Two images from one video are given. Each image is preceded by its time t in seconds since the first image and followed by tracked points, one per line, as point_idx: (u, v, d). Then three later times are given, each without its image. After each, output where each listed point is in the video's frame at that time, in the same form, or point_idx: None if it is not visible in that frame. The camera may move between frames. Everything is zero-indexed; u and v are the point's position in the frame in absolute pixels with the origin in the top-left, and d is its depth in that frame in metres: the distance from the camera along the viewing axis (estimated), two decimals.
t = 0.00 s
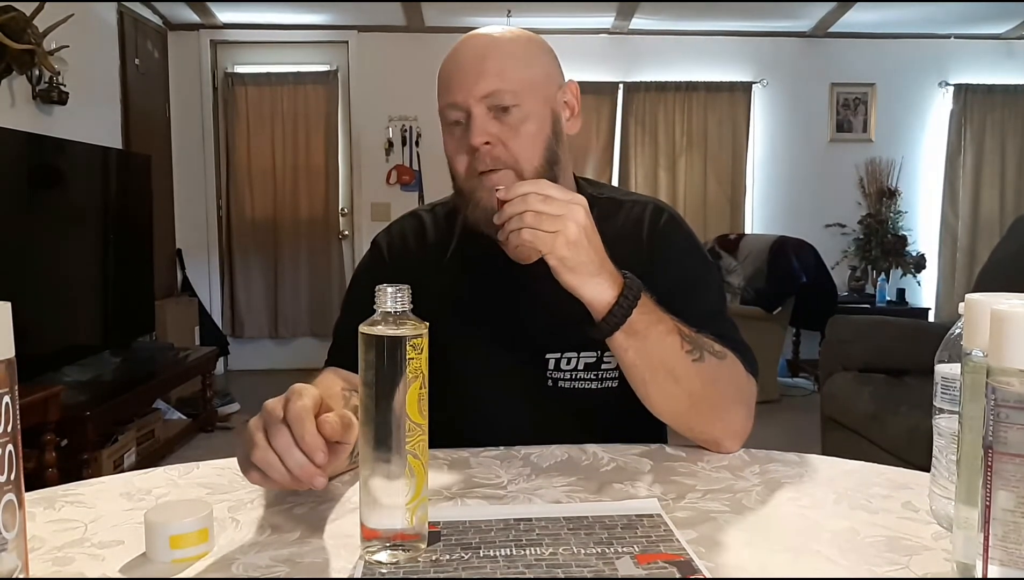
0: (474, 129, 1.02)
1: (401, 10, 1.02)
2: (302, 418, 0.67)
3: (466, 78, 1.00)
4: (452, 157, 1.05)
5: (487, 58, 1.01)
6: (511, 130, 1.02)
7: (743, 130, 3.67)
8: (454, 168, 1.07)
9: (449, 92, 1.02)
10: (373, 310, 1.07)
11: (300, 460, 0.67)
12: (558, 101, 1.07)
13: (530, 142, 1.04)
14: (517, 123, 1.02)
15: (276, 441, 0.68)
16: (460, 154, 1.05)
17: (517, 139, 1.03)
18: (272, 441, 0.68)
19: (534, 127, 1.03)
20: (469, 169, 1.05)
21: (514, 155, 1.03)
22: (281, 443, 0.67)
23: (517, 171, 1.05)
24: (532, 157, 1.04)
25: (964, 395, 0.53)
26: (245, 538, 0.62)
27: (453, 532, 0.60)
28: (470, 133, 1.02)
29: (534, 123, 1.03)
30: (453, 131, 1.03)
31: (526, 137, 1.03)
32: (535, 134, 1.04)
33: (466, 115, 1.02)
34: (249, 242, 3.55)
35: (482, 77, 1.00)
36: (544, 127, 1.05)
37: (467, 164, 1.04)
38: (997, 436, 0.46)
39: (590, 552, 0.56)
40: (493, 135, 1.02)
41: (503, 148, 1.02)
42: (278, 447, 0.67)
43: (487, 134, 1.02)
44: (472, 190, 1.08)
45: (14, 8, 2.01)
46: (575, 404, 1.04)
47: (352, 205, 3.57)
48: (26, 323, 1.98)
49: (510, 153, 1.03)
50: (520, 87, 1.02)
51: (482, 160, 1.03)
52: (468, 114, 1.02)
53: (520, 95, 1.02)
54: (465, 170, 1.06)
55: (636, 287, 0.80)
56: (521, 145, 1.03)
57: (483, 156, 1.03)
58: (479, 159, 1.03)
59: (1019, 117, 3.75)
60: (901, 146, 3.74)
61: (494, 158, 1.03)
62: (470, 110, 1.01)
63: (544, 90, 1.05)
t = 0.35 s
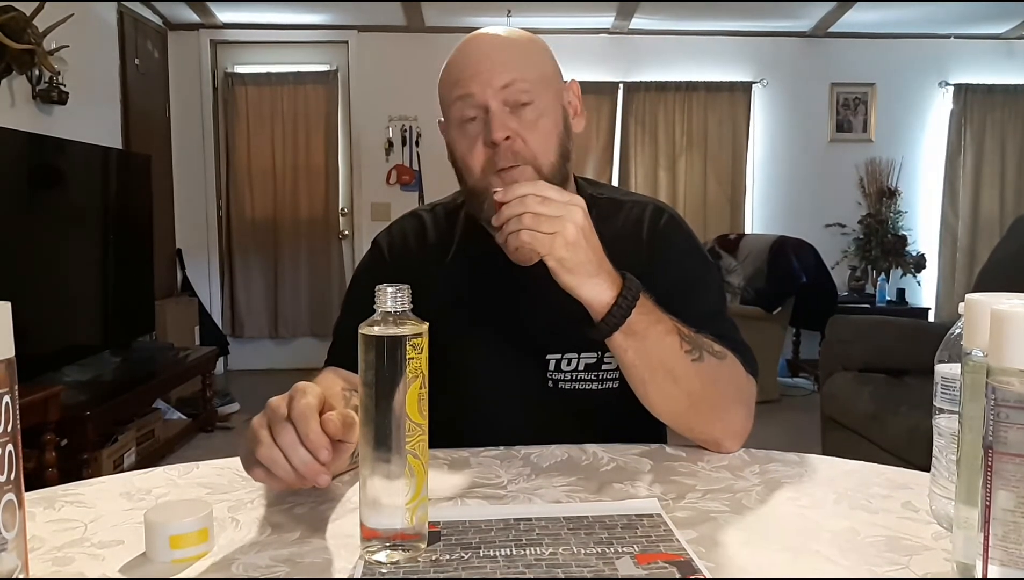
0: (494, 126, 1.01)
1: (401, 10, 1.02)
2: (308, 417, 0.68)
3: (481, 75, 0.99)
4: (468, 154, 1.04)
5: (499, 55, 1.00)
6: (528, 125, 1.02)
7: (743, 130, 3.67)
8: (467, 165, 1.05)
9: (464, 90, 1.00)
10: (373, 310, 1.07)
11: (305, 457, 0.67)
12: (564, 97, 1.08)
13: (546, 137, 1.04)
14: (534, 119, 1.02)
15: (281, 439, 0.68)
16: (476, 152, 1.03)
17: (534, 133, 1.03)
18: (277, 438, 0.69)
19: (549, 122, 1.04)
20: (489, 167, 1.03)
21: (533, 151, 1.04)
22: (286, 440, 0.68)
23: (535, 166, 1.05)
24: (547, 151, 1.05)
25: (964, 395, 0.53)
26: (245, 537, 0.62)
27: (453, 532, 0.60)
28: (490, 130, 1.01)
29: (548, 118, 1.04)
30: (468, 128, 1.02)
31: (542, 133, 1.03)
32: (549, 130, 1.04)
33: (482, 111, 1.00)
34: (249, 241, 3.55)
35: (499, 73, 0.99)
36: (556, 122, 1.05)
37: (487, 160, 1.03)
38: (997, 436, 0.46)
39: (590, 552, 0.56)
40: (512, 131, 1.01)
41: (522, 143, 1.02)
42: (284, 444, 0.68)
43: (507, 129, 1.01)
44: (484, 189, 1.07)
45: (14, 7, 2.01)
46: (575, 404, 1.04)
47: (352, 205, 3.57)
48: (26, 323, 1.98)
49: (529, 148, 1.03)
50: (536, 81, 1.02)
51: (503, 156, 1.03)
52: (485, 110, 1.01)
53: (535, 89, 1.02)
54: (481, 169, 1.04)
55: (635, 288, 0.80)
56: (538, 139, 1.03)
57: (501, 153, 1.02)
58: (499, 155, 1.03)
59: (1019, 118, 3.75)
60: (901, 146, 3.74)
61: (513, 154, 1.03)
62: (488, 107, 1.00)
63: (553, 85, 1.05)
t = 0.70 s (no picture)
0: (510, 119, 1.01)
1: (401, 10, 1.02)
2: (310, 414, 0.68)
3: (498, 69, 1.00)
4: (480, 146, 1.03)
5: (517, 49, 1.01)
6: (545, 120, 1.02)
7: (743, 130, 3.67)
8: (477, 158, 1.05)
9: (481, 83, 1.01)
10: (373, 310, 1.07)
11: (308, 456, 0.68)
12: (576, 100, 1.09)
13: (560, 135, 1.04)
14: (550, 115, 1.02)
15: (283, 438, 0.68)
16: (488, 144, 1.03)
17: (549, 130, 1.02)
18: (279, 436, 0.69)
19: (564, 121, 1.04)
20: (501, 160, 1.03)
21: (547, 148, 1.03)
22: (288, 438, 0.68)
23: (548, 164, 1.04)
24: (561, 150, 1.05)
25: (964, 395, 0.53)
26: (245, 537, 0.62)
27: (453, 532, 0.60)
28: (506, 123, 1.01)
29: (564, 116, 1.04)
30: (483, 119, 1.02)
31: (557, 129, 1.03)
32: (564, 129, 1.04)
33: (499, 103, 1.01)
34: (249, 241, 3.55)
35: (519, 68, 1.00)
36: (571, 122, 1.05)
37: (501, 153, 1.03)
38: (997, 436, 0.46)
39: (590, 552, 0.56)
40: (528, 125, 1.01)
41: (538, 138, 1.02)
42: (285, 442, 0.68)
43: (524, 124, 1.01)
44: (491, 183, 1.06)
45: (14, 7, 2.01)
46: (574, 404, 1.04)
47: (352, 205, 3.57)
48: (26, 323, 1.98)
49: (544, 145, 1.02)
50: (554, 79, 1.02)
51: (517, 149, 1.02)
52: (502, 102, 1.01)
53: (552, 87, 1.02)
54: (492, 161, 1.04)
55: (634, 295, 0.80)
56: (553, 137, 1.03)
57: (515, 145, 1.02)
58: (514, 147, 1.02)
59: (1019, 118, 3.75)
60: (901, 146, 3.74)
61: (527, 148, 1.03)
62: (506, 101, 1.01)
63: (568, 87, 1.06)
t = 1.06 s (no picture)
0: (514, 122, 1.01)
1: (401, 10, 1.02)
2: (310, 416, 0.68)
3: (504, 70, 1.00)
4: (482, 147, 1.04)
5: (525, 51, 1.00)
6: (549, 125, 1.02)
7: (742, 130, 3.67)
8: (479, 159, 1.05)
9: (487, 83, 1.00)
10: (373, 310, 1.07)
11: (309, 457, 0.68)
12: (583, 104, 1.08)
13: (565, 140, 1.04)
14: (555, 119, 1.02)
15: (282, 439, 0.68)
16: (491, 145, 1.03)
17: (554, 134, 1.02)
18: (278, 437, 0.69)
19: (569, 126, 1.04)
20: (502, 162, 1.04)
21: (550, 152, 1.03)
22: (288, 439, 0.68)
23: (550, 168, 1.04)
24: (564, 155, 1.05)
25: (964, 395, 0.53)
26: (245, 538, 0.62)
27: (454, 532, 0.60)
28: (511, 125, 1.01)
29: (569, 122, 1.03)
30: (487, 119, 1.02)
31: (562, 134, 1.03)
32: (569, 133, 1.04)
33: (504, 105, 1.01)
34: (249, 241, 3.56)
35: (526, 70, 1.00)
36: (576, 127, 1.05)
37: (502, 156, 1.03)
38: (997, 436, 0.46)
39: (590, 552, 0.56)
40: (532, 130, 1.01)
41: (541, 142, 1.02)
42: (285, 442, 0.68)
43: (528, 127, 1.01)
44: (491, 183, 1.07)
45: (14, 7, 2.01)
46: (574, 404, 1.04)
47: (352, 205, 3.57)
48: (26, 323, 1.98)
49: (547, 149, 1.03)
50: (561, 84, 1.01)
51: (519, 152, 1.03)
52: (507, 105, 1.01)
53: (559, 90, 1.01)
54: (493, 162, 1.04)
55: (636, 291, 0.79)
56: (557, 141, 1.03)
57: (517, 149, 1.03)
58: (516, 150, 1.03)
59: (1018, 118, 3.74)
60: (901, 146, 3.74)
61: (528, 152, 1.03)
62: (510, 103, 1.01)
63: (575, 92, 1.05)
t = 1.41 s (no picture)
0: (532, 145, 0.97)
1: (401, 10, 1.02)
2: (312, 417, 0.68)
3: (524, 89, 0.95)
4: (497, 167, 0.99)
5: (548, 71, 0.95)
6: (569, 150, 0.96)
7: (742, 131, 3.67)
8: (492, 176, 1.01)
9: (505, 100, 0.96)
10: (373, 310, 1.07)
11: (310, 457, 0.68)
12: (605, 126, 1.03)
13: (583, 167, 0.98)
14: (575, 145, 0.96)
15: (285, 439, 0.68)
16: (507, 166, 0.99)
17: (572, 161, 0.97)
18: (281, 438, 0.68)
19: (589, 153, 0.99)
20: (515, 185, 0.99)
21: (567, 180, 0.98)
22: (290, 440, 0.68)
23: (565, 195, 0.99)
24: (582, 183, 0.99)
25: (964, 395, 0.53)
26: (245, 538, 0.62)
27: (454, 532, 0.60)
28: (528, 148, 0.97)
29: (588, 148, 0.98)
30: (505, 140, 0.98)
31: (580, 159, 0.98)
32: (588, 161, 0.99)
33: (522, 126, 0.96)
34: (249, 241, 3.56)
35: (547, 93, 0.95)
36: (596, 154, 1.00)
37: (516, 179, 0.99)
38: (997, 436, 0.46)
39: (590, 552, 0.56)
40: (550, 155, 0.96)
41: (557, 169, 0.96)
42: (288, 443, 0.68)
43: (546, 153, 0.96)
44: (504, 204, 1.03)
45: (14, 7, 2.01)
46: (576, 407, 1.04)
47: (352, 206, 3.58)
48: (26, 324, 1.98)
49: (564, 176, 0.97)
50: (584, 107, 0.96)
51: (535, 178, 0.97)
52: (526, 127, 0.96)
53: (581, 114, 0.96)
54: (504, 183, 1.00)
55: (637, 275, 0.81)
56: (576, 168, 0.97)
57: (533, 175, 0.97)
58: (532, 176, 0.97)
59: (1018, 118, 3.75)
60: (901, 146, 3.74)
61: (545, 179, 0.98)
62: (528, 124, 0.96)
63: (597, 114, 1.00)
